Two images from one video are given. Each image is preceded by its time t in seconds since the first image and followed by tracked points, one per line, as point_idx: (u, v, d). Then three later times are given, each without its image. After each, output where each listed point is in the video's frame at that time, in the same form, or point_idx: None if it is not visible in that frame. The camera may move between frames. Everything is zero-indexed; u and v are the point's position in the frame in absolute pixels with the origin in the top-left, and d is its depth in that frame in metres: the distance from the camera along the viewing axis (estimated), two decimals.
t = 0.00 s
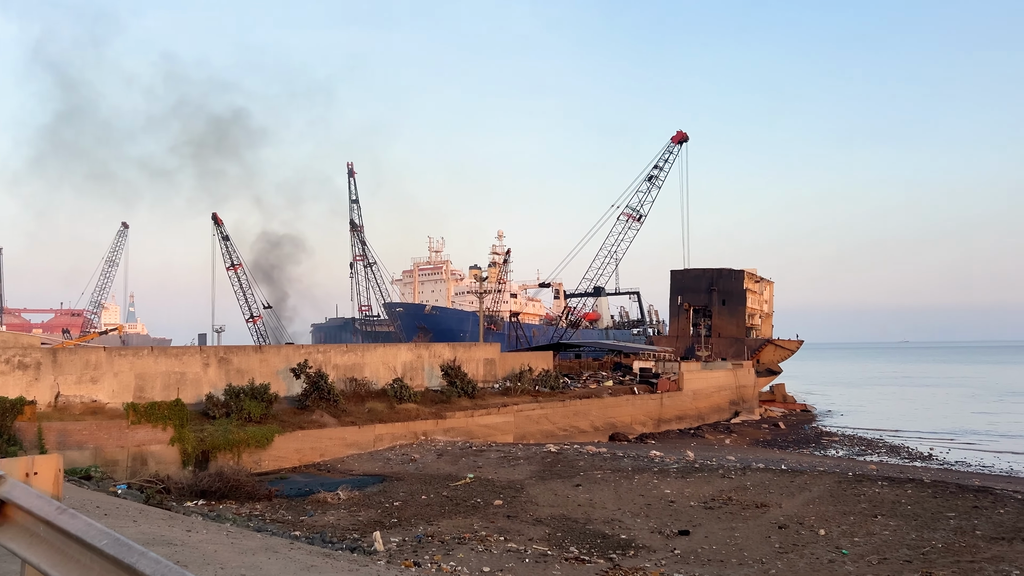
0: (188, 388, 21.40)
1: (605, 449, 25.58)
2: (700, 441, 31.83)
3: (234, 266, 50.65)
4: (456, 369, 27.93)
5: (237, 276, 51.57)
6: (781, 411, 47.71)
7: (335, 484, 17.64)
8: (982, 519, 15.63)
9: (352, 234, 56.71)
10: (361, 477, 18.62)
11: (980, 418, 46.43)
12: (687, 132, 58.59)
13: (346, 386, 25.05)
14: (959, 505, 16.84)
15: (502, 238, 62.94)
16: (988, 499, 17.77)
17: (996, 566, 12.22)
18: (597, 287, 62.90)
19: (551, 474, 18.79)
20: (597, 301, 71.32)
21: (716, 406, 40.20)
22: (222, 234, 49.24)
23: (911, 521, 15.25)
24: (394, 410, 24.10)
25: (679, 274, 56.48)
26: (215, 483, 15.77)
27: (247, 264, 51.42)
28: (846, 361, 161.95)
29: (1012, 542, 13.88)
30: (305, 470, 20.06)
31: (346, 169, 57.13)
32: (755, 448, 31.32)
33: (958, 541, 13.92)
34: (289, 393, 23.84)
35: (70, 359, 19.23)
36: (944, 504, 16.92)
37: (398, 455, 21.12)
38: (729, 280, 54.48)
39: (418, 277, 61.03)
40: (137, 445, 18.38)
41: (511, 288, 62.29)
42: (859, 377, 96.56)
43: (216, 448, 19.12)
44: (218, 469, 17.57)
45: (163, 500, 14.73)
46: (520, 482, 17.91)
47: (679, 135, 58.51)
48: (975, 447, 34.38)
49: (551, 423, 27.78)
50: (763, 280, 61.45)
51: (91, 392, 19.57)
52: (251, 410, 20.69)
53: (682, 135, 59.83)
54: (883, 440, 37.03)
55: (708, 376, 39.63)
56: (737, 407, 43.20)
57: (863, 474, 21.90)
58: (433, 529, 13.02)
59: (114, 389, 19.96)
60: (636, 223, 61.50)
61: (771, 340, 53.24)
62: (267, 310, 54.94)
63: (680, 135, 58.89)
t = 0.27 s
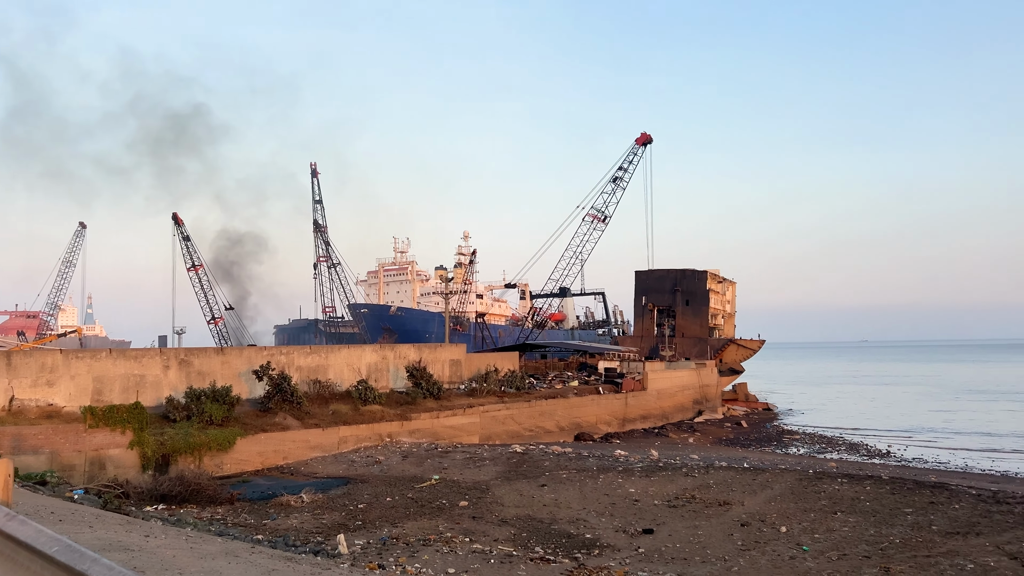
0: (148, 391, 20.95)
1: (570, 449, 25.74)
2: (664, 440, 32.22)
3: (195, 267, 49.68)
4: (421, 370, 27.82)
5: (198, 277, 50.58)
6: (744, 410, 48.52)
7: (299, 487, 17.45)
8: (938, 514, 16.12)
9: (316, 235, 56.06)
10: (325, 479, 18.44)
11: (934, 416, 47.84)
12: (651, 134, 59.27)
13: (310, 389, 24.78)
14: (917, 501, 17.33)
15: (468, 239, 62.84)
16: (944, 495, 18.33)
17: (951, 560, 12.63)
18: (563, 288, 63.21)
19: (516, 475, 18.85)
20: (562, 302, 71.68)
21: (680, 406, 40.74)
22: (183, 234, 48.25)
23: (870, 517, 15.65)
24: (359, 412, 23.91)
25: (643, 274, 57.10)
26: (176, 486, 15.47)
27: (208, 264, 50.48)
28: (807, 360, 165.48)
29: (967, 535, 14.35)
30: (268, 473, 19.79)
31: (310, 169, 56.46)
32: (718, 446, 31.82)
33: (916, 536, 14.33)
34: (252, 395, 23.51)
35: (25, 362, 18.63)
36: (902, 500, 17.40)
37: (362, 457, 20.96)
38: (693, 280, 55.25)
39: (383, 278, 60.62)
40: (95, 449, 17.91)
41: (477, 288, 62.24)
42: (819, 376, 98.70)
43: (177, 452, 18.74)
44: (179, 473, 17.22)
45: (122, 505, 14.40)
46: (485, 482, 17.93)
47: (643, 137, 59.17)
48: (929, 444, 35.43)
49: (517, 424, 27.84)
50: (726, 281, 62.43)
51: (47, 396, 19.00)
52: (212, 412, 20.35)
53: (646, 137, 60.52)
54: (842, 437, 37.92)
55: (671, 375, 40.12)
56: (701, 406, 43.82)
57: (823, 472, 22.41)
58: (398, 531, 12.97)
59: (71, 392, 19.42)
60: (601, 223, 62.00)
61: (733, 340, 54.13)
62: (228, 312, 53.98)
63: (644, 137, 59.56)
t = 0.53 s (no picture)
0: (50, 393, 19.70)
1: (491, 448, 25.90)
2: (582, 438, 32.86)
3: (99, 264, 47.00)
4: (341, 370, 27.35)
5: (103, 275, 47.90)
6: (660, 407, 50.01)
7: (211, 491, 16.85)
8: (842, 507, 17.15)
9: (231, 232, 54.10)
10: (240, 483, 17.88)
11: (836, 412, 50.66)
12: (572, 136, 60.24)
13: (224, 390, 23.95)
14: (823, 495, 18.37)
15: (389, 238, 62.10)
16: (847, 488, 19.50)
17: (854, 551, 13.50)
18: (485, 288, 63.38)
19: (436, 475, 18.84)
20: (484, 302, 71.84)
21: (599, 404, 41.62)
22: (88, 230, 45.58)
23: (780, 511, 16.50)
24: (275, 414, 23.30)
25: (564, 274, 58.01)
26: (79, 492, 14.67)
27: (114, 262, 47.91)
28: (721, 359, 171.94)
29: (869, 527, 15.34)
30: (179, 477, 19.00)
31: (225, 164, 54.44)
32: (635, 443, 32.71)
33: (822, 529, 15.22)
34: (163, 397, 22.53)
35: None
36: (810, 494, 18.42)
37: (279, 460, 20.42)
38: (612, 281, 56.54)
39: (301, 277, 59.13)
40: None
41: (398, 288, 61.60)
42: (732, 374, 102.74)
43: (83, 456, 17.70)
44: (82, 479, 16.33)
45: (18, 514, 13.53)
46: (405, 483, 17.83)
47: (565, 138, 60.09)
48: (833, 439, 37.55)
49: (437, 423, 27.77)
50: (644, 281, 64.16)
51: None
52: (120, 415, 19.37)
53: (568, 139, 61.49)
54: (753, 434, 39.66)
55: (591, 374, 40.95)
56: (619, 403, 44.91)
57: (736, 468, 23.41)
58: (316, 534, 12.76)
59: None
60: (523, 223, 62.55)
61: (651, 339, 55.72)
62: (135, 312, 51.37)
63: (565, 139, 60.48)
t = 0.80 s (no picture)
0: None
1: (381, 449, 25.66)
2: (473, 437, 33.14)
3: None
4: (224, 371, 26.23)
5: None
6: (550, 406, 51.18)
7: (79, 499, 15.72)
8: (720, 500, 18.30)
9: (103, 225, 50.40)
10: (112, 489, 16.78)
11: (714, 408, 53.73)
12: (465, 135, 60.44)
13: (95, 393, 22.37)
14: (703, 489, 19.52)
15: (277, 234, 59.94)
16: (725, 482, 20.82)
17: (731, 543, 14.46)
18: (377, 286, 62.47)
19: (323, 477, 18.48)
20: (376, 301, 70.78)
21: (490, 403, 42.08)
22: None
23: (662, 506, 17.39)
24: (152, 417, 22.01)
25: (457, 274, 58.14)
26: None
27: None
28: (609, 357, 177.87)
29: (746, 519, 16.48)
30: (44, 484, 17.56)
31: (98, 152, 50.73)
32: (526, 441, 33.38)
33: (701, 521, 16.19)
34: (26, 400, 20.70)
35: None
36: (691, 488, 19.53)
37: (155, 465, 19.33)
38: (505, 281, 57.26)
39: (181, 274, 56.00)
40: None
41: (285, 286, 59.59)
42: (619, 373, 106.62)
43: None
44: None
45: None
46: (290, 486, 17.38)
47: (458, 138, 60.21)
48: (710, 435, 39.83)
49: (325, 424, 27.19)
50: (536, 281, 65.37)
51: None
52: None
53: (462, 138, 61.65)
54: (638, 430, 41.41)
55: (483, 373, 41.34)
56: (510, 402, 45.60)
57: (623, 464, 24.43)
58: (194, 541, 12.23)
59: None
60: (416, 222, 62.13)
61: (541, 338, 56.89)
62: None
63: (459, 138, 60.60)
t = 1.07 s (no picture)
0: None
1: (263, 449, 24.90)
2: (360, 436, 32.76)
3: None
4: (92, 370, 24.53)
5: None
6: (438, 404, 51.31)
7: None
8: (602, 494, 19.18)
9: None
10: None
11: (596, 404, 55.84)
12: (354, 130, 59.29)
13: None
14: (585, 483, 20.37)
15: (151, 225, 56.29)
16: (607, 476, 21.82)
17: (612, 535, 15.27)
18: (259, 282, 60.11)
19: (200, 480, 17.75)
20: (258, 297, 68.05)
21: (378, 401, 41.66)
22: None
23: (546, 501, 18.02)
24: (10, 418, 20.26)
25: (344, 270, 56.98)
26: None
27: None
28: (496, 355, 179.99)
29: (627, 512, 17.39)
30: None
31: None
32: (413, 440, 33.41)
33: (583, 515, 16.94)
34: None
35: None
36: (572, 482, 20.32)
37: (12, 470, 17.80)
38: (394, 278, 56.74)
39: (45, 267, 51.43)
40: None
41: (161, 280, 56.12)
42: (505, 370, 108.25)
43: None
44: None
45: None
46: (164, 490, 16.58)
47: (347, 132, 58.99)
48: (593, 431, 41.42)
49: (203, 425, 26.03)
50: (425, 279, 65.18)
51: None
52: None
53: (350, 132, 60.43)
54: (524, 427, 42.38)
55: (371, 372, 40.86)
56: (398, 400, 45.33)
57: (509, 459, 25.03)
58: (56, 550, 11.48)
59: None
60: (302, 216, 60.28)
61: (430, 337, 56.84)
62: None
63: (347, 131, 59.35)
